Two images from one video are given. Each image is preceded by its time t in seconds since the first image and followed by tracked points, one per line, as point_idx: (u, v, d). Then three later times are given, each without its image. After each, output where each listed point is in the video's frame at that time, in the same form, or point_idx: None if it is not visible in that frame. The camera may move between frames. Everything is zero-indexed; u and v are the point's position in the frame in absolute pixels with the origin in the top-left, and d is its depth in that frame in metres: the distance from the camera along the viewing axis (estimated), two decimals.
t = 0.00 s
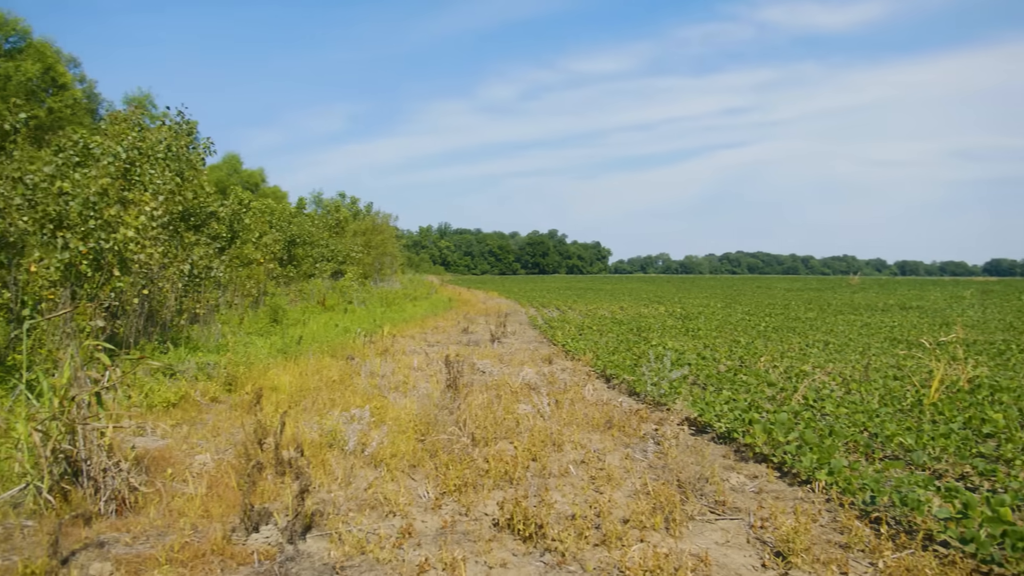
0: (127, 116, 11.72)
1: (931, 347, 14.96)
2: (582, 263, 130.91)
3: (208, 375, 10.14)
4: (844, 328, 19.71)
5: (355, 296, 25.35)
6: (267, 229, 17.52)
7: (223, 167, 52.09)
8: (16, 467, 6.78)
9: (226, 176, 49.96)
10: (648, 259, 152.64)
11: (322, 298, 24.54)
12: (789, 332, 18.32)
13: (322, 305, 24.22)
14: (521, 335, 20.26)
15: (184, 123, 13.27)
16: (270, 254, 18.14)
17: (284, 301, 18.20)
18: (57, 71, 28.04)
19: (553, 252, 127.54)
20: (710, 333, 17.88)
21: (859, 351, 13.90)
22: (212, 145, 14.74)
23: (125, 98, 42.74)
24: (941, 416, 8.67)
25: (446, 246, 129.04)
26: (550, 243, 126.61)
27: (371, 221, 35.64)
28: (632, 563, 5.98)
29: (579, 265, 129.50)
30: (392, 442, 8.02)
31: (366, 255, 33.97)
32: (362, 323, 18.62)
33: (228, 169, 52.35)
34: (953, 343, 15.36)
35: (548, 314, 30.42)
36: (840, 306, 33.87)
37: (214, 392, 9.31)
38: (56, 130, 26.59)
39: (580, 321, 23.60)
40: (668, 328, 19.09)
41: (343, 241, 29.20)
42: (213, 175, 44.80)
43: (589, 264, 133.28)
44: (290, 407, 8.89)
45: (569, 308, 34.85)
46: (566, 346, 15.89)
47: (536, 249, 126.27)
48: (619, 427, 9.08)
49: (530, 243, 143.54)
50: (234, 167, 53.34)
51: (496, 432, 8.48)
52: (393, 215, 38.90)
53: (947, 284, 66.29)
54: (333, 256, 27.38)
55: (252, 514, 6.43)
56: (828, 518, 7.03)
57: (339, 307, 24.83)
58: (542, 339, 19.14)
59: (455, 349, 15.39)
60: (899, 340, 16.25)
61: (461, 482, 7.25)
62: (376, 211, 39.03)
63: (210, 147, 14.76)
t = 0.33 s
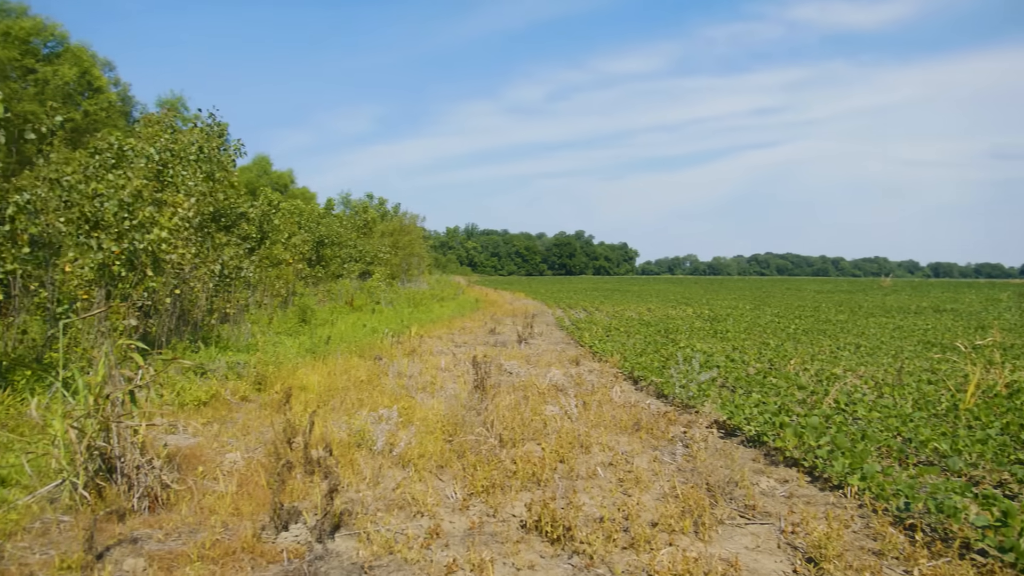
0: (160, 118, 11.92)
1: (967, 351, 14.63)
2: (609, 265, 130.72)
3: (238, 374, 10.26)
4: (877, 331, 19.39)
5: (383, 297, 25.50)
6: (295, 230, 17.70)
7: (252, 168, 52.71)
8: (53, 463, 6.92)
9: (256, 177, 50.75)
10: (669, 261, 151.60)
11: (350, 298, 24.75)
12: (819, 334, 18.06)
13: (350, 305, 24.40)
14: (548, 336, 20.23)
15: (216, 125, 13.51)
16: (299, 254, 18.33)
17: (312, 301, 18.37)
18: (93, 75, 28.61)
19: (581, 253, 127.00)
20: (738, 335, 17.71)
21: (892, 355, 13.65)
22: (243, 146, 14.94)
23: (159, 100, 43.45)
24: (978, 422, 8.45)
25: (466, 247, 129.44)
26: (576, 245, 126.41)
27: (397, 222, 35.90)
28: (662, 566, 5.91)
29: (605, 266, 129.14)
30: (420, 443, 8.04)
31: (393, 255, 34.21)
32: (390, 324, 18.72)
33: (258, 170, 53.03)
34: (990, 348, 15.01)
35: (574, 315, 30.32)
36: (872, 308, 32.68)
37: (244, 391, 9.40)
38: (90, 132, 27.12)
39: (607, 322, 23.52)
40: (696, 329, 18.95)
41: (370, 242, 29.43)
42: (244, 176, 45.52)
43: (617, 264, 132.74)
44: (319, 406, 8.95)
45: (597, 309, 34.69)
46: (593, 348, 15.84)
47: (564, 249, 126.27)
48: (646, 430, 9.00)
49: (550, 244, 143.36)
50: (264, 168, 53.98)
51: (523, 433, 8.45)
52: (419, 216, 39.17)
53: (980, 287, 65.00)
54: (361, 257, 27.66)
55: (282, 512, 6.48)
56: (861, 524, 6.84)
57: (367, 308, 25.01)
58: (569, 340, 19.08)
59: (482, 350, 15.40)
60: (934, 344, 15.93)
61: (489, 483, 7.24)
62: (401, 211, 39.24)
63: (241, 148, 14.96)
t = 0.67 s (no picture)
0: (193, 122, 12.16)
1: (1006, 357, 14.28)
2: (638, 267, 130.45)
3: (268, 376, 10.37)
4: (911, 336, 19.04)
5: (411, 299, 25.57)
6: (324, 233, 17.88)
7: (283, 171, 53.31)
8: (89, 462, 7.05)
9: (287, 180, 51.52)
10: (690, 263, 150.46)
11: (378, 300, 24.93)
12: (852, 339, 17.77)
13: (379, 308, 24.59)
14: (576, 339, 20.16)
15: (248, 129, 13.77)
16: (328, 257, 18.50)
17: (341, 303, 18.53)
18: (128, 80, 29.17)
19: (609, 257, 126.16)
20: (768, 339, 17.52)
21: (927, 361, 13.38)
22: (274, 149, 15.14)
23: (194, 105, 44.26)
24: (1017, 429, 8.21)
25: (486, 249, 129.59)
26: (604, 248, 126.38)
27: (425, 225, 36.13)
28: (693, 573, 5.83)
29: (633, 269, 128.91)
30: (448, 446, 8.04)
31: (421, 258, 34.43)
32: (418, 326, 18.80)
33: (288, 173, 53.69)
34: None
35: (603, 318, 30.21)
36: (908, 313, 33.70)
37: (274, 393, 9.48)
38: (126, 137, 27.64)
39: (635, 325, 23.41)
40: (724, 333, 18.79)
41: (399, 245, 29.64)
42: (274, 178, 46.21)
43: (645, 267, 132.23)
44: (348, 408, 9.01)
45: (626, 312, 34.54)
46: (621, 351, 15.77)
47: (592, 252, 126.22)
48: (676, 434, 8.93)
49: (571, 247, 143.11)
50: (295, 171, 54.64)
51: (552, 437, 8.42)
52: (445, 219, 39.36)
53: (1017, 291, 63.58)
54: (389, 259, 27.87)
55: (312, 514, 6.51)
56: (896, 533, 6.65)
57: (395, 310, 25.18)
58: (597, 344, 19.01)
59: (511, 353, 15.39)
60: (971, 349, 15.59)
61: (518, 486, 7.21)
62: (426, 214, 39.39)
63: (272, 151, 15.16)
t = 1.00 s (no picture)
0: (225, 125, 12.37)
1: None
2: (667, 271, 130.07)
3: (298, 376, 10.47)
4: (948, 340, 18.65)
5: (439, 300, 25.63)
6: (353, 235, 18.06)
7: (312, 173, 53.77)
8: (124, 460, 7.18)
9: (317, 182, 52.16)
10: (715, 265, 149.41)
11: (407, 301, 25.12)
12: (886, 343, 17.46)
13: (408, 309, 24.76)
14: (605, 341, 20.09)
15: (278, 132, 13.97)
16: (357, 258, 18.68)
17: (370, 304, 18.68)
18: (163, 85, 29.65)
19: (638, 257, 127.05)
20: (800, 342, 17.30)
21: (963, 365, 13.11)
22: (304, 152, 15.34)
23: (225, 108, 44.96)
24: None
25: (509, 250, 129.56)
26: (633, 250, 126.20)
27: (452, 228, 36.37)
28: None
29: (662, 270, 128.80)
30: (477, 447, 8.06)
31: (449, 260, 34.61)
32: (447, 328, 18.87)
33: (318, 174, 54.26)
34: None
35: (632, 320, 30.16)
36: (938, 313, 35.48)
37: (304, 393, 9.57)
38: (160, 141, 28.16)
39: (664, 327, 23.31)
40: (755, 336, 18.62)
41: (427, 246, 29.83)
42: (303, 181, 46.79)
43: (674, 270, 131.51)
44: (377, 409, 9.07)
45: (655, 315, 34.38)
46: (650, 353, 15.70)
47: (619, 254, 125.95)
48: (706, 437, 8.85)
49: (594, 248, 142.78)
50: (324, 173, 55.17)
51: (581, 439, 8.39)
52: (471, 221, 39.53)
53: None
54: (418, 261, 28.06)
55: (342, 514, 6.55)
56: (933, 541, 6.44)
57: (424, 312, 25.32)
58: (625, 346, 18.94)
59: (540, 354, 15.37)
60: (1010, 354, 15.23)
61: (547, 488, 7.19)
62: (452, 215, 39.51)
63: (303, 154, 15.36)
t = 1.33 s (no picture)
0: (255, 128, 12.60)
1: None
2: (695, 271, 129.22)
3: (327, 376, 10.57)
4: (985, 342, 18.24)
5: (467, 301, 25.68)
6: (381, 236, 18.21)
7: (341, 175, 54.20)
8: (158, 458, 7.29)
9: (345, 184, 52.69)
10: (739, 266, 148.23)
11: (435, 302, 25.24)
12: (920, 345, 17.14)
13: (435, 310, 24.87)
14: (632, 342, 20.00)
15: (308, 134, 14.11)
16: (385, 259, 18.82)
17: (397, 305, 18.80)
18: (195, 88, 30.00)
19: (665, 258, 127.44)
20: (830, 344, 17.06)
21: (1001, 368, 12.82)
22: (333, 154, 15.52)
23: (255, 111, 45.62)
24: None
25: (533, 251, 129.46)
26: (661, 250, 125.71)
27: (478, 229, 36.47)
28: None
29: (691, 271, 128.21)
30: (506, 448, 8.07)
31: (477, 261, 34.73)
32: (474, 329, 18.93)
33: (347, 177, 54.76)
34: None
35: (662, 321, 30.13)
36: (975, 313, 36.43)
37: (333, 393, 9.66)
38: (192, 144, 28.57)
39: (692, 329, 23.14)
40: (784, 338, 18.41)
41: (453, 247, 29.95)
42: (333, 183, 47.29)
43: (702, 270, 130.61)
44: (405, 409, 9.13)
45: (683, 316, 34.17)
46: (679, 355, 15.61)
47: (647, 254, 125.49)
48: (736, 440, 8.76)
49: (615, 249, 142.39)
50: (352, 175, 55.68)
51: (610, 441, 8.35)
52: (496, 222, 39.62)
53: None
54: (444, 262, 28.18)
55: (372, 513, 6.58)
56: (972, 548, 6.25)
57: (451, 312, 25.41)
58: (654, 348, 18.84)
59: (567, 355, 15.34)
60: None
61: (576, 490, 7.17)
62: (477, 216, 39.59)
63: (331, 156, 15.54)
